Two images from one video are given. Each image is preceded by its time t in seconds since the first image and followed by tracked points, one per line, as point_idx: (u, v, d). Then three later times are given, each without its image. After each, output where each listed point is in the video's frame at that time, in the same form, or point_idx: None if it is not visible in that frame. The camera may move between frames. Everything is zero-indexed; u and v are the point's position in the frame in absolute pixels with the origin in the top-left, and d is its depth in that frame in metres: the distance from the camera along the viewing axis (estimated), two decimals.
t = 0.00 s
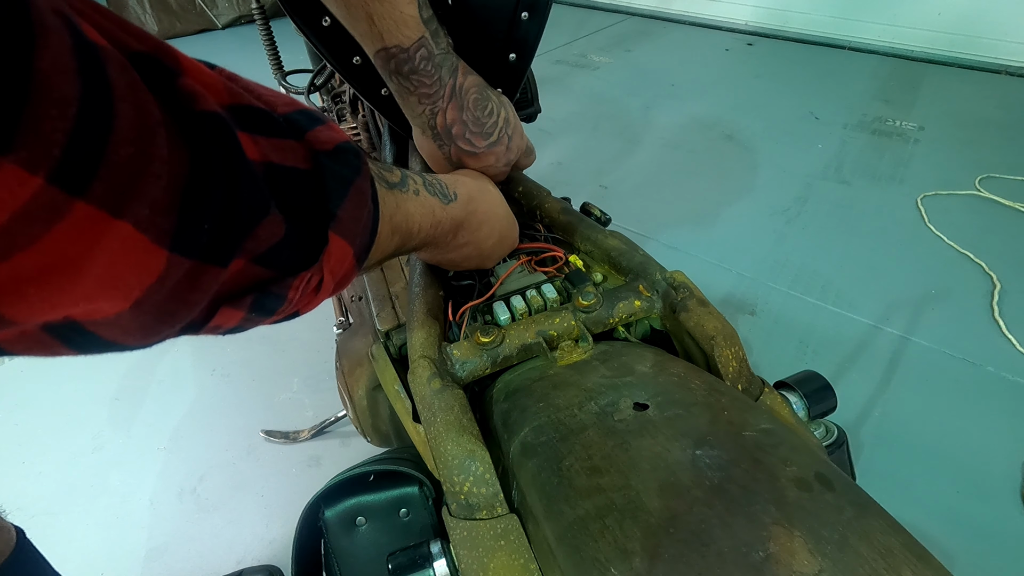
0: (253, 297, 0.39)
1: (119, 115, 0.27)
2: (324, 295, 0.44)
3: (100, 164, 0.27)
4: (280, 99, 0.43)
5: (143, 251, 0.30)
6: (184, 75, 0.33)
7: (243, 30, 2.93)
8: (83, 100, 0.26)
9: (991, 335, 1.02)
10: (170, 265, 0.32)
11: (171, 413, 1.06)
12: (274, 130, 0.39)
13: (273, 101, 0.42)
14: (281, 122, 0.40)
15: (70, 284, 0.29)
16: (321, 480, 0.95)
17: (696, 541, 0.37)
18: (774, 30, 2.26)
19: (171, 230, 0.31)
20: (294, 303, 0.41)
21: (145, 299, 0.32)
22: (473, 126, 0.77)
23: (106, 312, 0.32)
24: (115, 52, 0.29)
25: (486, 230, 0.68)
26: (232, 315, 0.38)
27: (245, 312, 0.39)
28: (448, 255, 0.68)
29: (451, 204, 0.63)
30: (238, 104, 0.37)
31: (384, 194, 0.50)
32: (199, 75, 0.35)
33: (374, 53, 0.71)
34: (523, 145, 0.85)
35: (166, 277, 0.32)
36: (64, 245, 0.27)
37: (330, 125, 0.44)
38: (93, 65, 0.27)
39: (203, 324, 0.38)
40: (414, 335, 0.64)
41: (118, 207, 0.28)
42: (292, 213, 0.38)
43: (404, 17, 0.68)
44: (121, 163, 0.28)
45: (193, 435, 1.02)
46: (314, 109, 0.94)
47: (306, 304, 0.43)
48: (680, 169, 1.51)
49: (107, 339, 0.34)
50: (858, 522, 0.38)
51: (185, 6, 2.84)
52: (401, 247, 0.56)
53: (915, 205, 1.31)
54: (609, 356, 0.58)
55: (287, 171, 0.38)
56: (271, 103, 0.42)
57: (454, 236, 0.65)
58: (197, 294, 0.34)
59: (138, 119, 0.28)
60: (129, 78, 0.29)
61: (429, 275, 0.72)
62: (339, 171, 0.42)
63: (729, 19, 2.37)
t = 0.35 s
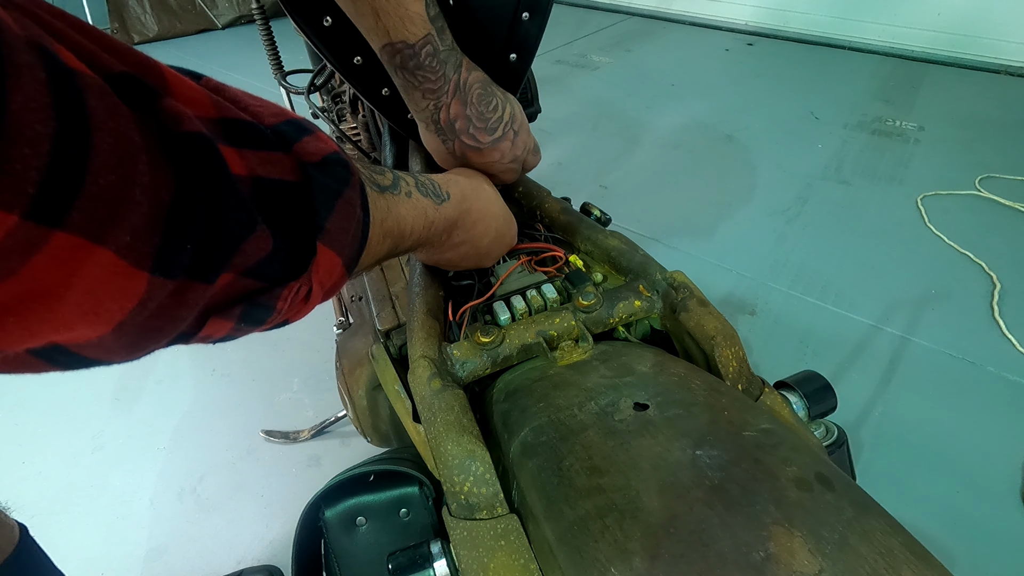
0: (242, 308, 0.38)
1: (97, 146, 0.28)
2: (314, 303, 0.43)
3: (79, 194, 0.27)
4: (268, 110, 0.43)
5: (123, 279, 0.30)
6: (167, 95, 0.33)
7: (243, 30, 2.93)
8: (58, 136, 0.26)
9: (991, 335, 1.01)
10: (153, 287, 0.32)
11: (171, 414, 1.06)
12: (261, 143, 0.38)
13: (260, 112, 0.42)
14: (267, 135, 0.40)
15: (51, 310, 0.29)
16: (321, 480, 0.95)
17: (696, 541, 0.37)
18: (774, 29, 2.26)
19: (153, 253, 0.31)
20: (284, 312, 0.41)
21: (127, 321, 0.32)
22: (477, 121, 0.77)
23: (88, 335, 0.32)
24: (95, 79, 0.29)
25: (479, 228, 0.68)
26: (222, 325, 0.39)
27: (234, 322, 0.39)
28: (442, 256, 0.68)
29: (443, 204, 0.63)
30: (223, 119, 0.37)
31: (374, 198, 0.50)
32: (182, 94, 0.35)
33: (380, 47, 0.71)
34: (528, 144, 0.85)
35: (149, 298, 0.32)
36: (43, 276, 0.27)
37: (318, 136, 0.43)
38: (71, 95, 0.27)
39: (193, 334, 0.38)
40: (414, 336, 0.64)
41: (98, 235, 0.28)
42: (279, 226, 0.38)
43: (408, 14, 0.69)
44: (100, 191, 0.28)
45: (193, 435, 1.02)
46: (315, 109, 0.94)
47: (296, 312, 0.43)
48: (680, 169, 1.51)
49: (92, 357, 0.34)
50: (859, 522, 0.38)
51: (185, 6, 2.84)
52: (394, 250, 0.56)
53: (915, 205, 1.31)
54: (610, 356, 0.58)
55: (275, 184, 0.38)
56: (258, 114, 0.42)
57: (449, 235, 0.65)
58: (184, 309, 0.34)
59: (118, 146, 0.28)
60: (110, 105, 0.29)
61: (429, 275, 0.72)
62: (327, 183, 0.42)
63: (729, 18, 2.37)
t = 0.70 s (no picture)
0: (242, 301, 0.38)
1: (99, 130, 0.27)
2: (313, 298, 0.43)
3: (79, 176, 0.27)
4: (267, 103, 0.43)
5: (123, 261, 0.30)
6: (168, 84, 0.33)
7: (243, 30, 2.93)
8: (59, 116, 0.26)
9: (991, 335, 1.01)
10: (153, 274, 0.32)
11: (171, 414, 1.06)
12: (260, 135, 0.38)
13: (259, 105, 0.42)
14: (267, 127, 0.40)
15: (50, 295, 0.29)
16: (321, 480, 0.95)
17: (695, 540, 0.37)
18: (774, 30, 2.26)
19: (153, 239, 0.31)
20: (283, 306, 0.41)
21: (126, 309, 0.32)
22: (476, 124, 0.76)
23: (87, 321, 0.32)
24: (97, 64, 0.29)
25: (479, 228, 0.68)
26: (221, 319, 0.38)
27: (234, 315, 0.39)
28: (442, 256, 0.68)
29: (443, 204, 0.63)
30: (223, 110, 0.37)
31: (374, 195, 0.50)
32: (183, 84, 0.35)
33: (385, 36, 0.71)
34: (519, 156, 0.84)
35: (149, 285, 0.32)
36: (43, 258, 0.27)
37: (317, 129, 0.43)
38: (72, 78, 0.27)
39: (192, 328, 0.38)
40: (414, 335, 0.64)
41: (99, 219, 0.28)
42: (276, 219, 0.38)
43: (416, 5, 0.69)
44: (100, 175, 0.28)
45: (193, 435, 1.02)
46: (315, 109, 0.94)
47: (295, 307, 0.43)
48: (680, 169, 1.51)
49: (91, 345, 0.34)
50: (858, 522, 0.38)
51: (185, 6, 2.84)
52: (393, 250, 0.56)
53: (915, 205, 1.31)
54: (610, 356, 0.58)
55: (274, 176, 0.38)
56: (257, 107, 0.42)
57: (449, 235, 0.65)
58: (183, 300, 0.34)
59: (119, 131, 0.28)
60: (111, 90, 0.29)
61: (428, 275, 0.72)
62: (326, 175, 0.42)
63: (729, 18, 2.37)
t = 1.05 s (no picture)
0: (243, 304, 0.38)
1: (104, 133, 0.27)
2: (314, 300, 0.43)
3: (85, 178, 0.27)
4: (268, 108, 0.43)
5: (128, 263, 0.30)
6: (171, 88, 0.33)
7: (243, 30, 2.93)
8: (67, 119, 0.26)
9: (991, 335, 1.01)
10: (157, 276, 0.32)
11: (171, 414, 1.06)
12: (262, 138, 0.38)
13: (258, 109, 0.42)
14: (268, 131, 0.40)
15: (56, 296, 0.29)
16: (321, 480, 0.95)
17: (695, 540, 0.37)
18: (774, 30, 2.25)
19: (157, 242, 0.31)
20: (284, 309, 0.41)
21: (131, 311, 0.32)
22: (484, 126, 0.77)
23: (92, 323, 0.32)
24: (101, 68, 0.29)
25: (480, 231, 0.68)
26: (223, 322, 0.38)
27: (236, 318, 0.39)
28: (444, 258, 0.68)
29: (444, 206, 0.63)
30: (224, 114, 0.37)
31: (374, 198, 0.50)
32: (185, 88, 0.35)
33: (392, 40, 0.71)
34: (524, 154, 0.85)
35: (152, 288, 0.32)
36: (49, 258, 0.27)
37: (317, 133, 0.43)
38: (78, 81, 0.27)
39: (194, 332, 0.38)
40: (414, 335, 0.64)
41: (104, 221, 0.28)
42: (278, 222, 0.38)
43: (421, 8, 0.69)
44: (105, 178, 0.28)
45: (193, 435, 1.02)
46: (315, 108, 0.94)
47: (297, 309, 0.43)
48: (680, 169, 1.51)
49: (94, 347, 0.34)
50: (858, 522, 0.38)
51: (186, 6, 2.84)
52: (394, 252, 0.56)
53: (915, 205, 1.31)
54: (610, 356, 0.58)
55: (275, 179, 0.38)
56: (258, 111, 0.42)
57: (450, 238, 0.65)
58: (186, 303, 0.34)
59: (124, 134, 0.28)
60: (116, 94, 0.29)
61: (428, 275, 0.72)
62: (327, 178, 0.42)
63: (729, 19, 2.37)
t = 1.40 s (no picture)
0: (243, 303, 0.38)
1: (104, 129, 0.27)
2: (314, 299, 0.43)
3: (85, 174, 0.27)
4: (267, 106, 0.43)
5: (128, 259, 0.30)
6: (171, 85, 0.33)
7: (243, 30, 2.93)
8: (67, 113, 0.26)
9: (991, 335, 1.02)
10: (157, 273, 0.32)
11: (171, 414, 1.06)
12: (261, 136, 0.38)
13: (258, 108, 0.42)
14: (268, 129, 0.40)
15: (56, 292, 0.29)
16: (321, 480, 0.95)
17: (696, 540, 0.37)
18: (774, 30, 2.26)
19: (157, 239, 0.31)
20: (284, 307, 0.41)
21: (131, 307, 0.32)
22: (489, 119, 0.77)
23: (93, 320, 0.32)
24: (102, 65, 0.29)
25: (479, 232, 0.68)
26: (222, 320, 0.38)
27: (236, 317, 0.39)
28: (444, 258, 0.68)
29: (444, 206, 0.63)
30: (225, 112, 0.37)
31: (375, 197, 0.50)
32: (186, 86, 0.35)
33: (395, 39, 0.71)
34: (534, 147, 0.86)
35: (153, 285, 0.32)
36: (50, 254, 0.27)
37: (317, 132, 0.43)
38: (79, 78, 0.27)
39: (194, 330, 0.38)
40: (414, 335, 0.64)
41: (103, 217, 0.28)
42: (278, 220, 0.38)
43: (425, 6, 0.69)
44: (105, 174, 0.28)
45: (193, 435, 1.02)
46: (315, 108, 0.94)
47: (296, 308, 0.43)
48: (680, 169, 1.51)
49: (94, 344, 0.34)
50: (858, 522, 0.38)
51: (185, 6, 2.84)
52: (394, 251, 0.56)
53: (915, 205, 1.31)
54: (610, 356, 0.58)
55: (275, 177, 0.38)
56: (257, 110, 0.42)
57: (450, 238, 0.65)
58: (186, 300, 0.34)
59: (124, 131, 0.28)
60: (116, 90, 0.29)
61: (428, 275, 0.72)
62: (326, 177, 0.42)
63: (729, 19, 2.37)
